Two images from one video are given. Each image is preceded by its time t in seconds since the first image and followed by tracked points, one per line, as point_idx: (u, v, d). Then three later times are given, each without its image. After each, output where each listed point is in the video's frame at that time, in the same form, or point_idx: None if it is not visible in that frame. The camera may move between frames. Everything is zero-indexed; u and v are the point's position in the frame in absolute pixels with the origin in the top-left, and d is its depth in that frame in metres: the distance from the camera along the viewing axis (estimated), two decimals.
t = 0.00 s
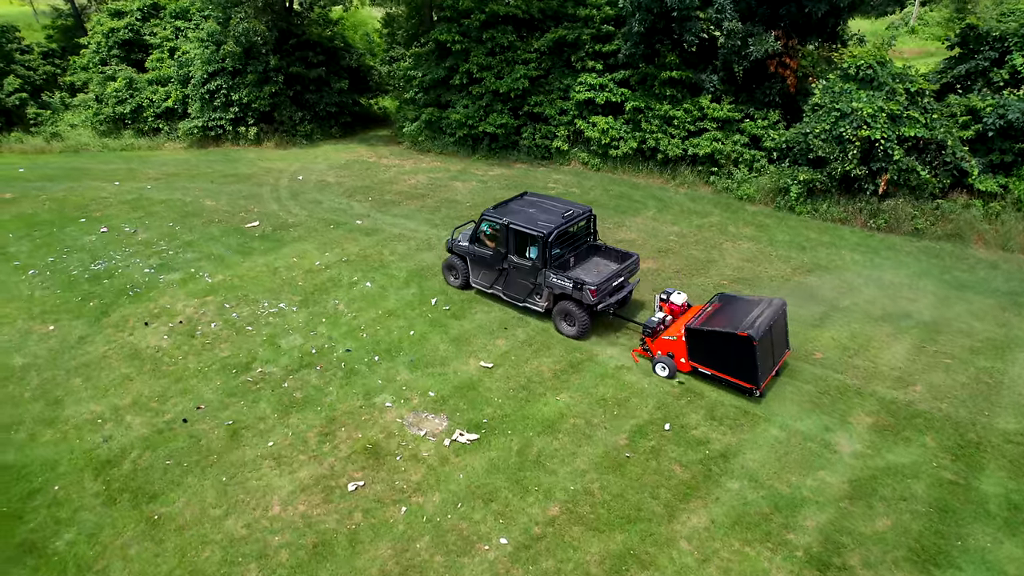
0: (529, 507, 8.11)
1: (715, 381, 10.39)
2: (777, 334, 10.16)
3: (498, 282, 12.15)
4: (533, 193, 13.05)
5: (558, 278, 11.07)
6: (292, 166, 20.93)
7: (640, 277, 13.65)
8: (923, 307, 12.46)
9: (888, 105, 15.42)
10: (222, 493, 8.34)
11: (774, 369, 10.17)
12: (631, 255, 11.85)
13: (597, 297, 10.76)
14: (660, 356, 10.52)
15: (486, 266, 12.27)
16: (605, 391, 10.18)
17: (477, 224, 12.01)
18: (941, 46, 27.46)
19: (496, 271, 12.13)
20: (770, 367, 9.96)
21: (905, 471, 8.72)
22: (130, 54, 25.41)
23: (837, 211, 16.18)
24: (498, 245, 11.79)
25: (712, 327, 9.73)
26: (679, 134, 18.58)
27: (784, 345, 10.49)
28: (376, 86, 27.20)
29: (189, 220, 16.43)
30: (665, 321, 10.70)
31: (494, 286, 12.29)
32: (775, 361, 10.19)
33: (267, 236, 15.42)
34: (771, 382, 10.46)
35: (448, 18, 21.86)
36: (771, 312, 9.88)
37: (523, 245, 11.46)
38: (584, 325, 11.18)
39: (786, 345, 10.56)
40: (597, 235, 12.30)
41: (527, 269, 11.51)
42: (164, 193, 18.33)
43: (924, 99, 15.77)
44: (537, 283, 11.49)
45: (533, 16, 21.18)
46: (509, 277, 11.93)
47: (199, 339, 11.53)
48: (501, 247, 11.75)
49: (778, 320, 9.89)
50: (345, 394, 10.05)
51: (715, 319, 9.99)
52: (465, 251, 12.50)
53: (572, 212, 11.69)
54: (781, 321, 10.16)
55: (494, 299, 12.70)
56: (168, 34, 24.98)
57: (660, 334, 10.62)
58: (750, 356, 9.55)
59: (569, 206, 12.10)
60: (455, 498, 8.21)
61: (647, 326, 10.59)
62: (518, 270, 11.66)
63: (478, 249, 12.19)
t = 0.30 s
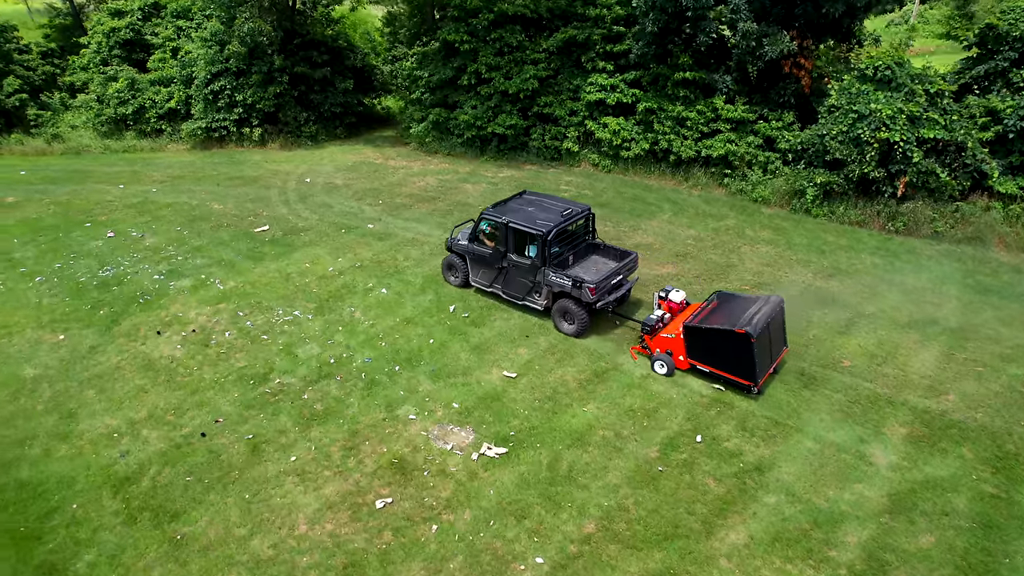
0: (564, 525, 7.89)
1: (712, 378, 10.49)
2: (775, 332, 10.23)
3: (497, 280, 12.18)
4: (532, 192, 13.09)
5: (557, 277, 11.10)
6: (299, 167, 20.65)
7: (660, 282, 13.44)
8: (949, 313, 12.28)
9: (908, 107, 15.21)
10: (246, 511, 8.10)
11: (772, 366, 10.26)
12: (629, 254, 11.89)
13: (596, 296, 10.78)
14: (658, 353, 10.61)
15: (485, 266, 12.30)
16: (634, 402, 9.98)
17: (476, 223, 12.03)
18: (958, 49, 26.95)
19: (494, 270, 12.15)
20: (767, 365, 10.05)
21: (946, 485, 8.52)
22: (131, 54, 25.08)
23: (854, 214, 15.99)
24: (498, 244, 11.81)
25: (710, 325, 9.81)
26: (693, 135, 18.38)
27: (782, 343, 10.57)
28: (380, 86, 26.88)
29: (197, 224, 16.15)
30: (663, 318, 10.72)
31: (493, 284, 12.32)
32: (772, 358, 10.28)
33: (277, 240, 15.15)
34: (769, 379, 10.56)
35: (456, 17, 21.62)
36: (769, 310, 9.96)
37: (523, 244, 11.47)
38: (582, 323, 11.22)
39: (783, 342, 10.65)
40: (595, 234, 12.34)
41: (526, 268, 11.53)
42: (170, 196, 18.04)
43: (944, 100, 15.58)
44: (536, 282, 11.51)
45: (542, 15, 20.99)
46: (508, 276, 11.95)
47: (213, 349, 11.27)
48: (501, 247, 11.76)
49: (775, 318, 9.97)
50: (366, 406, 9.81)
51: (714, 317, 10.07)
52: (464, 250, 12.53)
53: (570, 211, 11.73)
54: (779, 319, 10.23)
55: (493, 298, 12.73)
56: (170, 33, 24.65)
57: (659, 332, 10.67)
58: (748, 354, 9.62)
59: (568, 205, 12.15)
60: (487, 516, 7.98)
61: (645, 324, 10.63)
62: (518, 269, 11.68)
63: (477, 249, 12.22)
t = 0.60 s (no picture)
0: (600, 541, 7.70)
1: (710, 374, 10.53)
2: (772, 328, 10.26)
3: (497, 278, 12.23)
4: (530, 191, 13.13)
5: (556, 274, 11.15)
6: (307, 169, 20.37)
7: (682, 287, 13.25)
8: (976, 318, 12.11)
9: (929, 108, 15.05)
10: (273, 528, 7.88)
11: (769, 362, 10.30)
12: (627, 252, 11.93)
13: (595, 294, 10.85)
14: (656, 350, 10.68)
15: (484, 264, 12.35)
16: (663, 411, 9.79)
17: (476, 221, 12.08)
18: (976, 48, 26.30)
19: (494, 269, 12.21)
20: (764, 360, 10.08)
21: (987, 498, 8.35)
22: (133, 54, 24.77)
23: (873, 217, 15.79)
24: (497, 242, 11.86)
25: (707, 321, 9.85)
26: (707, 136, 18.18)
27: (779, 339, 10.61)
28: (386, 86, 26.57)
29: (207, 228, 15.90)
30: (661, 316, 10.83)
31: (492, 282, 12.37)
32: (770, 355, 10.32)
33: (289, 244, 14.91)
34: (767, 376, 10.61)
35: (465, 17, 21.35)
36: (765, 306, 9.99)
37: (522, 242, 11.52)
38: (581, 321, 11.29)
39: (781, 338, 10.68)
40: (594, 232, 12.38)
41: (525, 265, 11.58)
42: (177, 199, 17.78)
43: (964, 101, 15.42)
44: (535, 280, 11.56)
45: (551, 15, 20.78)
46: (507, 274, 12.01)
47: (230, 358, 11.03)
48: (501, 245, 11.80)
49: (772, 314, 10.01)
50: (390, 417, 9.59)
51: (711, 314, 10.11)
52: (464, 248, 12.56)
53: (569, 209, 11.78)
54: (776, 315, 10.27)
55: (493, 296, 12.78)
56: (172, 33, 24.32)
57: (656, 329, 10.77)
58: (745, 350, 9.66)
59: (566, 203, 12.19)
60: (521, 532, 7.79)
61: (643, 321, 10.76)
62: (517, 267, 11.74)
63: (476, 247, 12.28)
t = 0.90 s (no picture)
0: (638, 557, 7.51)
1: (708, 370, 10.61)
2: (768, 324, 10.35)
3: (496, 275, 12.27)
4: (528, 187, 13.14)
5: (555, 271, 11.20)
6: (316, 170, 20.11)
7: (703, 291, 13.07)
8: (1004, 323, 11.95)
9: (950, 109, 14.87)
10: (301, 544, 7.67)
11: (765, 357, 10.38)
12: (625, 249, 11.97)
13: (594, 290, 10.91)
14: (654, 346, 10.75)
15: (483, 260, 12.39)
16: (694, 421, 9.60)
17: (474, 218, 12.10)
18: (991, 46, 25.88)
19: (493, 265, 12.25)
20: (760, 356, 10.16)
21: None
22: (137, 53, 24.48)
23: (892, 218, 15.62)
24: (496, 239, 11.88)
25: (703, 317, 9.94)
26: (721, 136, 17.99)
27: (775, 335, 10.69)
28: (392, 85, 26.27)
29: (217, 231, 15.66)
30: (659, 312, 10.90)
31: (491, 279, 12.42)
32: (766, 350, 10.40)
33: (302, 248, 14.68)
34: (763, 372, 10.70)
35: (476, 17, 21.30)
36: (761, 302, 10.08)
37: (521, 238, 11.55)
38: (580, 317, 11.36)
39: (777, 334, 10.77)
40: (592, 228, 12.41)
41: (524, 262, 11.62)
42: (185, 201, 17.51)
43: (985, 101, 15.24)
44: (534, 276, 11.61)
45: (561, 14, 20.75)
46: (506, 270, 12.05)
47: (247, 365, 10.81)
48: (499, 242, 11.83)
49: (768, 310, 10.09)
50: (415, 428, 9.38)
51: (707, 310, 10.20)
52: (463, 245, 12.59)
53: (567, 206, 11.80)
54: (771, 311, 10.37)
55: (493, 293, 12.82)
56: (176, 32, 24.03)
57: (655, 325, 10.82)
58: (741, 345, 9.75)
59: (565, 199, 12.20)
60: (557, 548, 7.59)
61: (642, 316, 10.84)
62: (516, 264, 11.78)
63: (475, 244, 12.31)
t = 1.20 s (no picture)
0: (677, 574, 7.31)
1: (704, 366, 10.62)
2: (763, 321, 10.34)
3: (495, 271, 12.25)
4: (528, 184, 13.04)
5: (554, 267, 11.16)
6: (326, 172, 19.86)
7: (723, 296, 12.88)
8: None
9: (972, 110, 14.66)
10: (330, 562, 7.47)
11: (761, 354, 10.38)
12: (624, 246, 11.91)
13: (593, 287, 10.88)
14: (650, 343, 10.76)
15: (483, 257, 12.35)
16: (725, 431, 9.41)
17: (473, 215, 12.03)
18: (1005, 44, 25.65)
19: (492, 262, 12.20)
20: (756, 352, 10.15)
21: None
22: (140, 53, 24.16)
23: (911, 221, 15.49)
24: (495, 236, 11.81)
25: (699, 313, 9.93)
26: (736, 138, 17.82)
27: (771, 332, 10.69)
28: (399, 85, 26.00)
29: (227, 234, 15.42)
30: (657, 309, 10.86)
31: (491, 275, 12.40)
32: (762, 347, 10.39)
33: (315, 252, 14.46)
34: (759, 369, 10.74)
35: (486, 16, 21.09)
36: (756, 299, 10.06)
37: (520, 236, 11.47)
38: (578, 314, 11.35)
39: (773, 331, 10.76)
40: (591, 226, 12.34)
41: (523, 259, 11.59)
42: (194, 204, 17.26)
43: (1008, 101, 14.91)
44: (534, 273, 11.57)
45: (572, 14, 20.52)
46: (505, 266, 12.01)
47: (265, 374, 10.59)
48: (498, 239, 11.77)
49: (763, 307, 10.07)
50: (440, 439, 9.18)
51: (703, 307, 10.18)
52: (461, 242, 12.56)
53: (566, 203, 11.72)
54: (767, 308, 10.35)
55: (495, 291, 12.81)
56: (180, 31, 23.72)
57: (652, 322, 10.77)
58: (736, 341, 9.74)
59: (563, 196, 12.11)
60: (593, 565, 7.39)
61: (639, 314, 10.78)
62: (515, 261, 11.74)
63: (474, 241, 12.26)
